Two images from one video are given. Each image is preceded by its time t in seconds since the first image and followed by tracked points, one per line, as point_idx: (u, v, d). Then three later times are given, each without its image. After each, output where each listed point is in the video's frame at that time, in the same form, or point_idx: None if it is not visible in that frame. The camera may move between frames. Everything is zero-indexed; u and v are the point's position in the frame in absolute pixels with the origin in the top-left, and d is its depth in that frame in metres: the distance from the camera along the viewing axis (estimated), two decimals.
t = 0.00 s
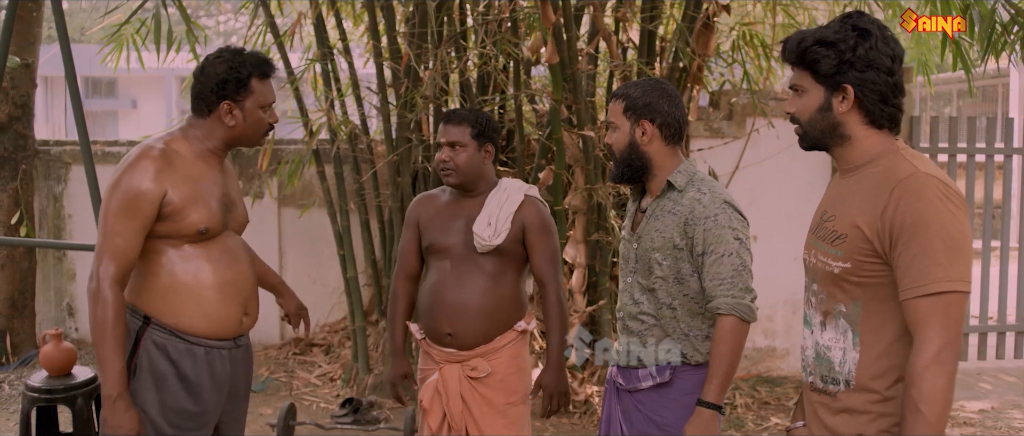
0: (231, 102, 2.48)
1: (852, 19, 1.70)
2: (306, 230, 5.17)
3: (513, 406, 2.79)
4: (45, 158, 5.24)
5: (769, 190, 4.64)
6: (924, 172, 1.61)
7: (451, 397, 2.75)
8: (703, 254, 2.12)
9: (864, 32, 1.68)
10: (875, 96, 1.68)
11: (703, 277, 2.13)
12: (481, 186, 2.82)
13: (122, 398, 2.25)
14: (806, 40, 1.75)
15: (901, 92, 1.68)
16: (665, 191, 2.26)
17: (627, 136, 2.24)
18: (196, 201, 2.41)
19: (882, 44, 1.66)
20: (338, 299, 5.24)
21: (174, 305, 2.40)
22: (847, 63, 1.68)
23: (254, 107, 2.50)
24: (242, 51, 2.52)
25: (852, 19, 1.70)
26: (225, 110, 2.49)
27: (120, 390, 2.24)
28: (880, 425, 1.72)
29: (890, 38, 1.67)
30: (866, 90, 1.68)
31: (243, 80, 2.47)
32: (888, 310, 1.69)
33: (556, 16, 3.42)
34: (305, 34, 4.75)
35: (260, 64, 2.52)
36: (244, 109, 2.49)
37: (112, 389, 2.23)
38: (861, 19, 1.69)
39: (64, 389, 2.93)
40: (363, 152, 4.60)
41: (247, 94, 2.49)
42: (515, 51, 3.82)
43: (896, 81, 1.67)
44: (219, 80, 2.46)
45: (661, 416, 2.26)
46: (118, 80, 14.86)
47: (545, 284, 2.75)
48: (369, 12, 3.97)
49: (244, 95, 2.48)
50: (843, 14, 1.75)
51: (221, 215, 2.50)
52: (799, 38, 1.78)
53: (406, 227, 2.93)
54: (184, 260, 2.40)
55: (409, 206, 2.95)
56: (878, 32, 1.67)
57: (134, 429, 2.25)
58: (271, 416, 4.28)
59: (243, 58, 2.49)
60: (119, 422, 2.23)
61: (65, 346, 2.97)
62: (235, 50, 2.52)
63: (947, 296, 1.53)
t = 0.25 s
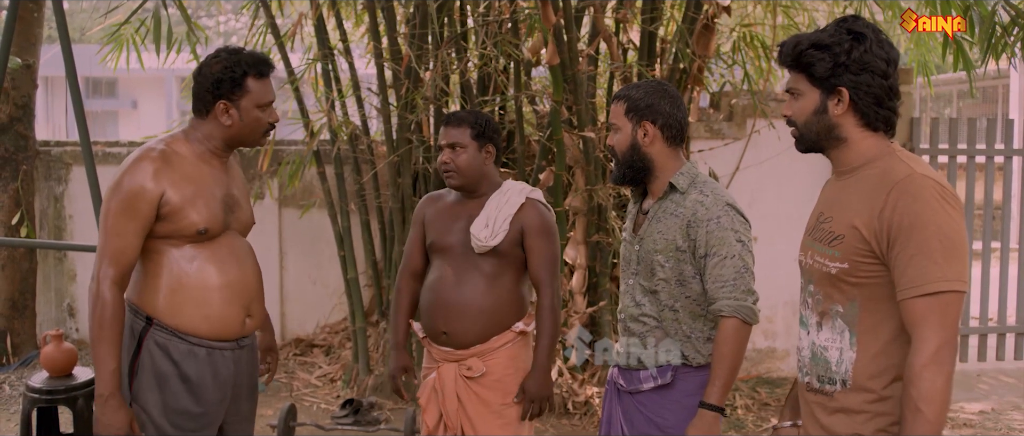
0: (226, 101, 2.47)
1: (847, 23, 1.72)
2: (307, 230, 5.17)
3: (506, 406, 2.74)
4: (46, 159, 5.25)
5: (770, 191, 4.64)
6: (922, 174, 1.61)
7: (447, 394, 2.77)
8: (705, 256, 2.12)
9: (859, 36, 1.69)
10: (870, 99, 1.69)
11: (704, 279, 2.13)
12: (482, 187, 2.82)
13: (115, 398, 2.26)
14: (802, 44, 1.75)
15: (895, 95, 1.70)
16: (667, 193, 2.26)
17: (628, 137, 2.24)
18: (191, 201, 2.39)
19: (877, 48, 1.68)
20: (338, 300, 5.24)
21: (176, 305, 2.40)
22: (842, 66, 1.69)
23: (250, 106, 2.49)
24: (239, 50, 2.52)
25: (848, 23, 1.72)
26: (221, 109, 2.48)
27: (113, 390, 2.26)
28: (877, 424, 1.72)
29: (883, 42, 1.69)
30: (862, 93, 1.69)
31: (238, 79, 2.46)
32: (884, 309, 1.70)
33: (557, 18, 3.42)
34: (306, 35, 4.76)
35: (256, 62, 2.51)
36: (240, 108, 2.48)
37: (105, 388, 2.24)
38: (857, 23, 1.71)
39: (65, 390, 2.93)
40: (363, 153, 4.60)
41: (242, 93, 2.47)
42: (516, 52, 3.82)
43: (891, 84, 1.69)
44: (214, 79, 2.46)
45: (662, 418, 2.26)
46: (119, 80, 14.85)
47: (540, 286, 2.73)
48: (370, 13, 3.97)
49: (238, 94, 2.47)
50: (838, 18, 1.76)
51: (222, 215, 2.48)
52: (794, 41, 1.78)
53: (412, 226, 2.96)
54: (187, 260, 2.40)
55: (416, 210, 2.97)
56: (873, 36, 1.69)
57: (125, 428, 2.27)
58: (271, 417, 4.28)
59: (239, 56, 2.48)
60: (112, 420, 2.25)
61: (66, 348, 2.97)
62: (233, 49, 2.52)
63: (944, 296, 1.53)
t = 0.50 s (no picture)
0: (221, 99, 2.47)
1: (846, 27, 1.72)
2: (308, 232, 5.17)
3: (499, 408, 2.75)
4: (46, 161, 5.25)
5: (770, 193, 4.64)
6: (923, 176, 1.61)
7: (437, 395, 2.78)
8: (706, 258, 2.13)
9: (857, 39, 1.70)
10: (869, 102, 1.69)
11: (705, 280, 2.14)
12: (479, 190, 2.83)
13: (110, 394, 2.28)
14: (801, 47, 1.76)
15: (894, 98, 1.70)
16: (667, 195, 2.26)
17: (629, 140, 2.24)
18: (202, 201, 2.40)
19: (875, 51, 1.68)
20: (339, 301, 5.24)
21: (179, 306, 2.40)
22: (841, 70, 1.70)
23: (244, 101, 2.46)
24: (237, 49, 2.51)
25: (847, 27, 1.72)
26: (217, 107, 2.48)
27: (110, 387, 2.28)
28: (876, 426, 1.72)
29: (882, 46, 1.69)
30: (860, 96, 1.69)
31: (227, 76, 2.45)
32: (884, 311, 1.70)
33: (557, 20, 3.42)
34: (307, 37, 4.76)
35: (253, 61, 2.49)
36: (234, 105, 2.46)
37: (102, 385, 2.27)
38: (855, 27, 1.71)
39: (66, 392, 2.93)
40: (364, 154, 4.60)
41: (234, 89, 2.46)
42: (517, 54, 3.82)
43: (890, 87, 1.69)
44: (207, 79, 2.47)
45: (664, 420, 2.26)
46: (119, 82, 14.85)
47: (532, 288, 2.70)
48: (371, 15, 3.98)
49: (230, 90, 2.45)
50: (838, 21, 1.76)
51: (231, 214, 2.47)
52: (794, 45, 1.79)
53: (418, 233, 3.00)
54: (194, 261, 2.40)
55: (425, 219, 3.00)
56: (872, 40, 1.69)
57: (117, 427, 2.28)
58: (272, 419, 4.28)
59: (236, 56, 2.47)
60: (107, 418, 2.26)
61: (67, 349, 2.97)
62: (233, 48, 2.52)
63: (945, 297, 1.53)
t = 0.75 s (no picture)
0: (223, 96, 2.46)
1: (847, 25, 1.71)
2: (309, 231, 5.17)
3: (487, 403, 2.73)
4: (47, 159, 5.24)
5: (771, 192, 4.64)
6: (925, 175, 1.61)
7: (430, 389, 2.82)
8: (706, 256, 2.12)
9: (858, 38, 1.69)
10: (870, 101, 1.68)
11: (704, 279, 2.13)
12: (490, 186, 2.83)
13: (102, 390, 2.30)
14: (802, 47, 1.76)
15: (896, 96, 1.69)
16: (667, 194, 2.25)
17: (630, 138, 2.24)
18: (206, 199, 2.39)
19: (876, 50, 1.67)
20: (340, 300, 5.24)
21: (179, 304, 2.39)
22: (842, 68, 1.69)
23: (246, 98, 2.44)
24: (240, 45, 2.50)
25: (848, 25, 1.71)
26: (219, 105, 2.46)
27: (103, 382, 2.30)
28: (879, 426, 1.72)
29: (883, 44, 1.68)
30: (861, 95, 1.69)
31: (228, 73, 2.44)
32: (886, 310, 1.69)
33: (558, 18, 3.42)
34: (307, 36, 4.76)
35: (256, 57, 2.47)
36: (235, 102, 2.45)
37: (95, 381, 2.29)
38: (857, 25, 1.70)
39: (67, 391, 2.93)
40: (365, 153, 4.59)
41: (236, 86, 2.44)
42: (518, 52, 3.82)
43: (891, 85, 1.68)
44: (210, 77, 2.46)
45: (665, 419, 2.26)
46: (120, 81, 14.85)
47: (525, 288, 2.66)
48: (371, 14, 3.97)
49: (232, 87, 2.44)
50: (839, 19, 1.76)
51: (235, 212, 2.46)
52: (795, 44, 1.78)
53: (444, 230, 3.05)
54: (199, 259, 2.39)
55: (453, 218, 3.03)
56: (873, 38, 1.68)
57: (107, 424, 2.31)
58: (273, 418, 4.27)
59: (237, 52, 2.45)
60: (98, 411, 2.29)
61: (68, 348, 2.97)
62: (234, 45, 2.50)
63: (946, 297, 1.53)
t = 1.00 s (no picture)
0: (208, 100, 2.28)
1: (854, 24, 1.70)
2: (309, 231, 5.16)
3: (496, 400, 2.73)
4: (46, 160, 5.24)
5: (773, 191, 4.63)
6: (929, 175, 1.60)
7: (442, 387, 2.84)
8: (705, 255, 2.12)
9: (865, 37, 1.68)
10: (877, 101, 1.68)
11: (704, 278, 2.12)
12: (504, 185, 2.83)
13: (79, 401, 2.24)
14: (808, 46, 1.75)
15: (903, 96, 1.68)
16: (666, 193, 2.25)
17: (635, 138, 2.23)
18: (188, 205, 2.25)
19: (883, 49, 1.66)
20: (340, 301, 5.23)
21: (164, 314, 2.25)
22: (850, 68, 1.68)
23: (231, 105, 2.26)
24: (228, 45, 2.32)
25: (855, 24, 1.70)
26: (204, 108, 2.29)
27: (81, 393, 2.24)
28: (880, 427, 1.71)
29: (891, 41, 1.67)
30: (868, 94, 1.68)
31: (214, 78, 2.26)
32: (889, 310, 1.69)
33: (558, 18, 3.41)
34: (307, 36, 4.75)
35: (244, 60, 2.29)
36: (221, 107, 2.27)
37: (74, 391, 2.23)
38: (863, 24, 1.69)
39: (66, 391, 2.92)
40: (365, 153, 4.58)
41: (222, 90, 2.26)
42: (518, 53, 3.81)
43: (898, 85, 1.67)
44: (196, 79, 2.29)
45: (664, 419, 2.25)
46: (120, 81, 14.84)
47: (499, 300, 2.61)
48: (371, 13, 3.97)
49: (218, 91, 2.26)
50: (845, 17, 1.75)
51: (222, 218, 2.30)
52: (802, 43, 1.77)
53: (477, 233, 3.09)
54: (185, 267, 2.25)
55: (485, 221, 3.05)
56: (880, 37, 1.67)
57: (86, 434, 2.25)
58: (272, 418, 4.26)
59: (221, 54, 2.26)
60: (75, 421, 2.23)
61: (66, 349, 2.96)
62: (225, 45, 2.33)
63: (949, 298, 1.53)
